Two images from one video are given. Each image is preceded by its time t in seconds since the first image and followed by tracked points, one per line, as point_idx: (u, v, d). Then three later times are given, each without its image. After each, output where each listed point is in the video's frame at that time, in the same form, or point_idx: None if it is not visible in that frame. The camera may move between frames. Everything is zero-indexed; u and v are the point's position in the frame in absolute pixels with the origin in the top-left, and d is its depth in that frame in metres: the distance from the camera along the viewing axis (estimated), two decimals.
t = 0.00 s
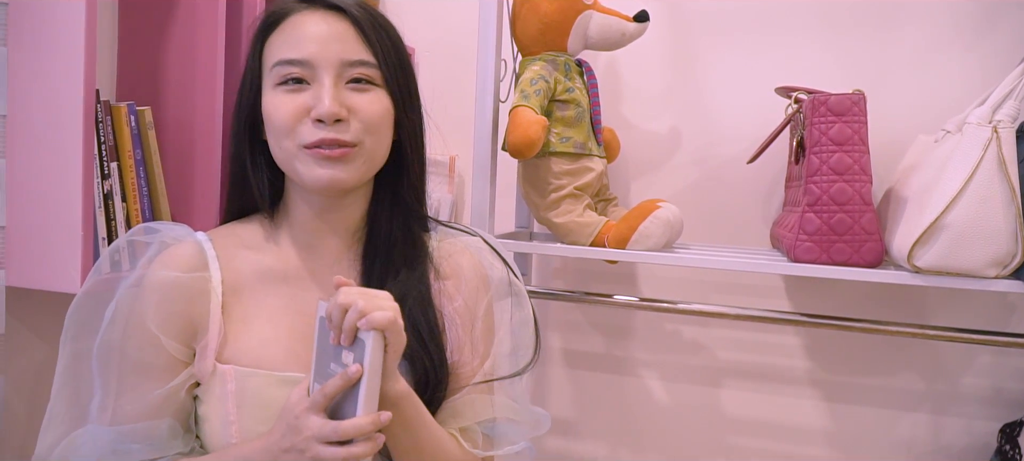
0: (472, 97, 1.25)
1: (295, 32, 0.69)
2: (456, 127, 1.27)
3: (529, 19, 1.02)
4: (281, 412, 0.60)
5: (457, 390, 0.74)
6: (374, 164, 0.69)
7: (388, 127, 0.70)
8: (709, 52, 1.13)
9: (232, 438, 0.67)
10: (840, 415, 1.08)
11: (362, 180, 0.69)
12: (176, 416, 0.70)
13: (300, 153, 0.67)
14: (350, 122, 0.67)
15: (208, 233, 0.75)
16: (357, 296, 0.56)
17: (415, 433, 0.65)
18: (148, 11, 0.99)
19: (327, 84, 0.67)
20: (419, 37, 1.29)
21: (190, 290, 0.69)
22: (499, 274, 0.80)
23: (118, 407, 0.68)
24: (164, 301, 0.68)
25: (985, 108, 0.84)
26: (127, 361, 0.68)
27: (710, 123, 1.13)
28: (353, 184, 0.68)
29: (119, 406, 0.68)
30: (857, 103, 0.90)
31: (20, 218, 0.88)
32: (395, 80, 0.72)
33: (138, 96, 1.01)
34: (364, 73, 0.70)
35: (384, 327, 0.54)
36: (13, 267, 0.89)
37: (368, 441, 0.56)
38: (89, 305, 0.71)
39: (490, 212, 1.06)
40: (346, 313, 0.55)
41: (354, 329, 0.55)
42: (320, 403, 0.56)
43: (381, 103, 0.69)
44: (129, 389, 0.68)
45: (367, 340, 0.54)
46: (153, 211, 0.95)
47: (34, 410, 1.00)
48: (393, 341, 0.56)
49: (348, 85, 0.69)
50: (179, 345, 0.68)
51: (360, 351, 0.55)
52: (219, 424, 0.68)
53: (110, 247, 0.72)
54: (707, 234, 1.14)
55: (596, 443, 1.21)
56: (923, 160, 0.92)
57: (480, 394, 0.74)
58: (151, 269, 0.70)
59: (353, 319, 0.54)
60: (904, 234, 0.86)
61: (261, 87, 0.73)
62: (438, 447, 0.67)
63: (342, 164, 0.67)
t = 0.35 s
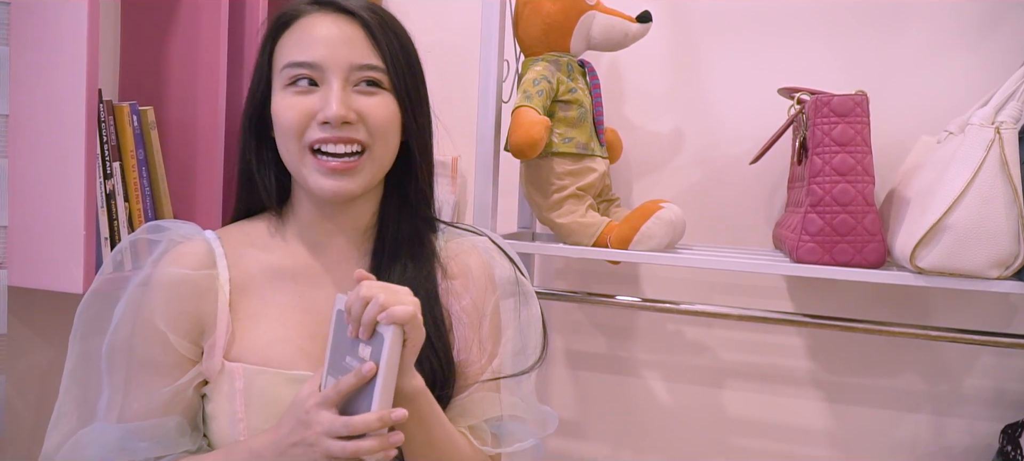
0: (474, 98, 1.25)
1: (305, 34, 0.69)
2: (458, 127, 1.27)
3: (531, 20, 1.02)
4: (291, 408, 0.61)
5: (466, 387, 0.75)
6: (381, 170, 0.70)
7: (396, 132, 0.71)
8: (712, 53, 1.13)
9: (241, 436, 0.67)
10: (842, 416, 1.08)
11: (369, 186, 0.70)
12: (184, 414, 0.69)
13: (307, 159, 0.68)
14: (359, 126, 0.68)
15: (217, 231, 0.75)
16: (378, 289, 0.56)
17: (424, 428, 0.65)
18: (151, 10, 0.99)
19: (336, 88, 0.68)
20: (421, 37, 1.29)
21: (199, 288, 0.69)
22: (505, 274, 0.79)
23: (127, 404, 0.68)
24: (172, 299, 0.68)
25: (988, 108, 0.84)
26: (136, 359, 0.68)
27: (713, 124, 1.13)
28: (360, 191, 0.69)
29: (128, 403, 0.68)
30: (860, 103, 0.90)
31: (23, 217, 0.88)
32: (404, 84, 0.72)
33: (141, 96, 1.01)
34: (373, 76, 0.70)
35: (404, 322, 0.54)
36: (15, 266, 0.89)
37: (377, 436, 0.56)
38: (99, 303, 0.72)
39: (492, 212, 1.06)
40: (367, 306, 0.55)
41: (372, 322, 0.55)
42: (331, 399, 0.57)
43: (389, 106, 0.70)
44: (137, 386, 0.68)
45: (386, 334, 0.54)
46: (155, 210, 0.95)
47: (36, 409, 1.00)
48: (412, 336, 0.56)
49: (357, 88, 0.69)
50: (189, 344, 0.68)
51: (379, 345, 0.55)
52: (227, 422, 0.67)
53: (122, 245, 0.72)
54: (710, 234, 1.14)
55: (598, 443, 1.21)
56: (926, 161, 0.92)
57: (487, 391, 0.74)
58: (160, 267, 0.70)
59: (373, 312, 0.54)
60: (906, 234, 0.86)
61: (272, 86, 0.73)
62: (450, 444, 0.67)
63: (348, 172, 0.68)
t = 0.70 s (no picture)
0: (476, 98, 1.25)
1: (337, 39, 0.69)
2: (460, 127, 1.27)
3: (532, 19, 1.02)
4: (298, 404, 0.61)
5: (478, 381, 0.77)
6: (403, 175, 0.71)
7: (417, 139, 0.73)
8: (713, 52, 1.13)
9: (251, 434, 0.67)
10: (844, 415, 1.08)
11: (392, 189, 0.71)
12: (191, 415, 0.69)
13: (337, 162, 0.68)
14: (389, 133, 0.68)
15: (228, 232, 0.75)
16: (413, 270, 0.58)
17: (440, 419, 0.66)
18: (153, 10, 0.99)
19: (370, 94, 0.68)
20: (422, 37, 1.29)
21: (209, 287, 0.68)
22: (510, 270, 0.82)
23: (135, 404, 0.68)
24: (182, 298, 0.68)
25: (989, 108, 0.84)
26: (144, 358, 0.68)
27: (714, 123, 1.13)
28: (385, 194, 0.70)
29: (136, 402, 0.68)
30: (862, 103, 0.90)
31: (25, 216, 0.88)
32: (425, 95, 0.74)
33: (143, 96, 1.01)
34: (402, 84, 0.72)
35: (442, 299, 0.57)
36: (16, 266, 0.89)
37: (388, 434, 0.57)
38: (111, 302, 0.72)
39: (493, 211, 1.06)
40: (403, 286, 0.58)
41: (408, 301, 0.57)
42: (343, 400, 0.58)
43: (416, 116, 0.72)
44: (146, 384, 0.68)
45: (422, 312, 0.57)
46: (156, 210, 0.96)
47: (38, 409, 1.00)
48: (444, 316, 0.59)
49: (388, 96, 0.70)
50: (198, 342, 0.68)
51: (414, 323, 0.57)
52: (236, 422, 0.67)
53: (131, 245, 0.72)
54: (712, 234, 1.14)
55: (600, 443, 1.21)
56: (927, 160, 0.92)
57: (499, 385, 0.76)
58: (170, 267, 0.70)
59: (411, 290, 0.57)
60: (908, 233, 0.86)
61: (295, 87, 0.71)
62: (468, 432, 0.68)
63: (376, 177, 0.68)
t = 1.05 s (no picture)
0: (474, 97, 1.25)
1: (343, 34, 0.70)
2: (458, 126, 1.27)
3: (531, 18, 1.02)
4: (311, 403, 0.61)
5: (484, 372, 0.77)
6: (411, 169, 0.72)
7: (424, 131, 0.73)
8: (712, 52, 1.13)
9: (259, 431, 0.67)
10: (843, 415, 1.08)
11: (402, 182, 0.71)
12: (192, 414, 0.69)
13: (352, 153, 0.68)
14: (401, 125, 0.69)
15: (227, 229, 0.75)
16: (426, 261, 0.59)
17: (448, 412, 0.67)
18: (151, 7, 0.99)
19: (381, 86, 0.69)
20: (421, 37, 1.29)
21: (212, 283, 0.68)
22: (511, 267, 0.81)
23: (133, 402, 0.68)
24: (183, 294, 0.67)
25: (985, 108, 0.84)
26: (145, 355, 0.68)
27: (712, 123, 1.13)
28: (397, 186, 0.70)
29: (136, 400, 0.67)
30: (859, 103, 0.90)
31: (23, 214, 0.88)
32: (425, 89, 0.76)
33: (141, 94, 1.01)
34: (409, 77, 0.73)
35: (458, 286, 0.57)
36: (14, 264, 0.88)
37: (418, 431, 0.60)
38: (109, 298, 0.71)
39: (492, 210, 1.06)
40: (417, 276, 0.58)
41: (423, 288, 0.58)
42: (364, 400, 0.57)
43: (423, 108, 0.73)
44: (147, 382, 0.68)
45: (438, 300, 0.57)
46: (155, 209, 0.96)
47: (36, 408, 1.00)
48: (459, 304, 0.59)
49: (397, 88, 0.71)
50: (201, 340, 0.68)
51: (429, 312, 0.57)
52: (242, 420, 0.67)
53: (128, 240, 0.72)
54: (710, 234, 1.14)
55: (598, 443, 1.21)
56: (924, 160, 0.92)
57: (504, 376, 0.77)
58: (171, 262, 0.69)
59: (425, 279, 0.57)
60: (905, 233, 0.87)
61: (302, 89, 0.71)
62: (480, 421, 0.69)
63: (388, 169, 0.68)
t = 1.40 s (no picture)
0: (472, 99, 1.25)
1: (336, 36, 0.70)
2: (456, 128, 1.27)
3: (529, 20, 1.02)
4: (313, 410, 0.61)
5: (481, 375, 0.77)
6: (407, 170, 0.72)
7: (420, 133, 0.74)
8: (709, 54, 1.13)
9: (258, 437, 0.67)
10: (839, 417, 1.09)
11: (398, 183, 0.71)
12: (191, 420, 0.69)
13: (349, 156, 0.68)
14: (398, 127, 0.70)
15: (223, 233, 0.75)
16: (426, 270, 0.59)
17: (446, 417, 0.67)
18: (149, 10, 1.00)
19: (378, 88, 0.69)
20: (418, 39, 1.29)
21: (209, 287, 0.68)
22: (507, 271, 0.82)
23: (131, 408, 0.68)
24: (180, 299, 0.68)
25: (982, 111, 0.84)
26: (142, 360, 0.68)
27: (709, 125, 1.13)
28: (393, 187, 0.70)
29: (133, 407, 0.67)
30: (855, 105, 0.91)
31: (21, 216, 0.88)
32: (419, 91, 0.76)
33: (139, 96, 1.02)
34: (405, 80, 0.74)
35: (457, 296, 0.57)
36: (13, 266, 0.89)
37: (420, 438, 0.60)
38: (106, 303, 0.71)
39: (490, 211, 1.06)
40: (418, 284, 0.58)
41: (423, 298, 0.58)
42: (367, 407, 0.58)
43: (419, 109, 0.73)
44: (145, 388, 0.68)
45: (437, 309, 0.57)
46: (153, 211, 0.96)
47: (33, 410, 1.00)
48: (459, 312, 0.59)
49: (393, 91, 0.72)
50: (198, 346, 0.68)
51: (429, 320, 0.57)
52: (240, 425, 0.67)
53: (126, 244, 0.72)
54: (707, 235, 1.14)
55: (595, 444, 1.21)
56: (920, 162, 0.93)
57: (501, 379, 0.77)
58: (168, 267, 0.70)
59: (425, 288, 0.57)
60: (902, 235, 0.87)
61: (297, 90, 0.71)
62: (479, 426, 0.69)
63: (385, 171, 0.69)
